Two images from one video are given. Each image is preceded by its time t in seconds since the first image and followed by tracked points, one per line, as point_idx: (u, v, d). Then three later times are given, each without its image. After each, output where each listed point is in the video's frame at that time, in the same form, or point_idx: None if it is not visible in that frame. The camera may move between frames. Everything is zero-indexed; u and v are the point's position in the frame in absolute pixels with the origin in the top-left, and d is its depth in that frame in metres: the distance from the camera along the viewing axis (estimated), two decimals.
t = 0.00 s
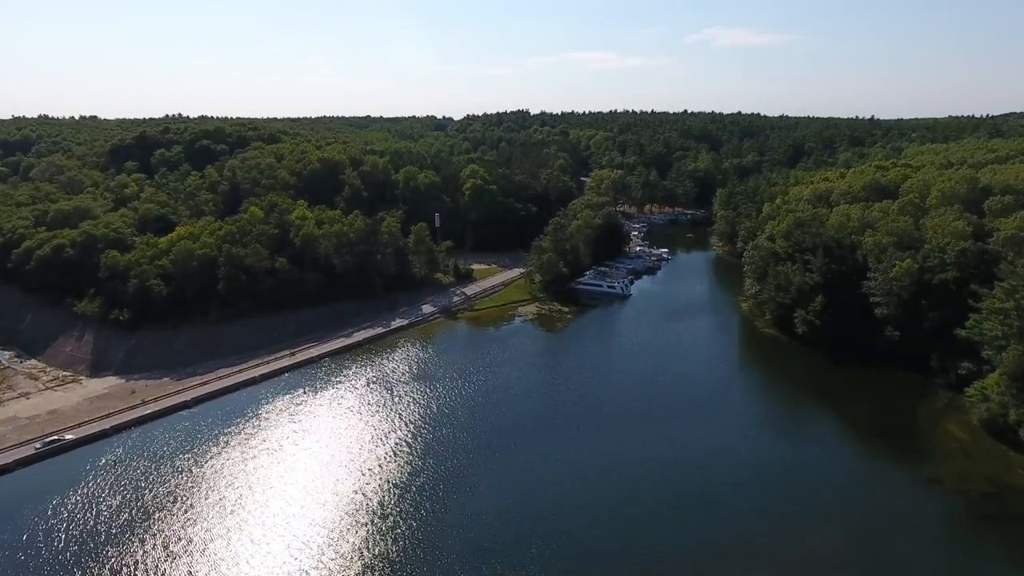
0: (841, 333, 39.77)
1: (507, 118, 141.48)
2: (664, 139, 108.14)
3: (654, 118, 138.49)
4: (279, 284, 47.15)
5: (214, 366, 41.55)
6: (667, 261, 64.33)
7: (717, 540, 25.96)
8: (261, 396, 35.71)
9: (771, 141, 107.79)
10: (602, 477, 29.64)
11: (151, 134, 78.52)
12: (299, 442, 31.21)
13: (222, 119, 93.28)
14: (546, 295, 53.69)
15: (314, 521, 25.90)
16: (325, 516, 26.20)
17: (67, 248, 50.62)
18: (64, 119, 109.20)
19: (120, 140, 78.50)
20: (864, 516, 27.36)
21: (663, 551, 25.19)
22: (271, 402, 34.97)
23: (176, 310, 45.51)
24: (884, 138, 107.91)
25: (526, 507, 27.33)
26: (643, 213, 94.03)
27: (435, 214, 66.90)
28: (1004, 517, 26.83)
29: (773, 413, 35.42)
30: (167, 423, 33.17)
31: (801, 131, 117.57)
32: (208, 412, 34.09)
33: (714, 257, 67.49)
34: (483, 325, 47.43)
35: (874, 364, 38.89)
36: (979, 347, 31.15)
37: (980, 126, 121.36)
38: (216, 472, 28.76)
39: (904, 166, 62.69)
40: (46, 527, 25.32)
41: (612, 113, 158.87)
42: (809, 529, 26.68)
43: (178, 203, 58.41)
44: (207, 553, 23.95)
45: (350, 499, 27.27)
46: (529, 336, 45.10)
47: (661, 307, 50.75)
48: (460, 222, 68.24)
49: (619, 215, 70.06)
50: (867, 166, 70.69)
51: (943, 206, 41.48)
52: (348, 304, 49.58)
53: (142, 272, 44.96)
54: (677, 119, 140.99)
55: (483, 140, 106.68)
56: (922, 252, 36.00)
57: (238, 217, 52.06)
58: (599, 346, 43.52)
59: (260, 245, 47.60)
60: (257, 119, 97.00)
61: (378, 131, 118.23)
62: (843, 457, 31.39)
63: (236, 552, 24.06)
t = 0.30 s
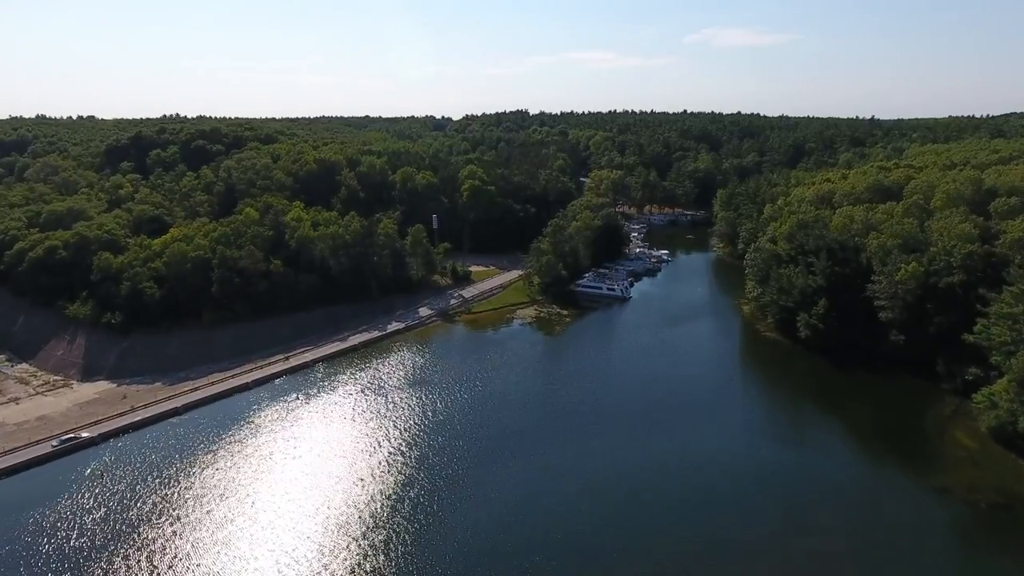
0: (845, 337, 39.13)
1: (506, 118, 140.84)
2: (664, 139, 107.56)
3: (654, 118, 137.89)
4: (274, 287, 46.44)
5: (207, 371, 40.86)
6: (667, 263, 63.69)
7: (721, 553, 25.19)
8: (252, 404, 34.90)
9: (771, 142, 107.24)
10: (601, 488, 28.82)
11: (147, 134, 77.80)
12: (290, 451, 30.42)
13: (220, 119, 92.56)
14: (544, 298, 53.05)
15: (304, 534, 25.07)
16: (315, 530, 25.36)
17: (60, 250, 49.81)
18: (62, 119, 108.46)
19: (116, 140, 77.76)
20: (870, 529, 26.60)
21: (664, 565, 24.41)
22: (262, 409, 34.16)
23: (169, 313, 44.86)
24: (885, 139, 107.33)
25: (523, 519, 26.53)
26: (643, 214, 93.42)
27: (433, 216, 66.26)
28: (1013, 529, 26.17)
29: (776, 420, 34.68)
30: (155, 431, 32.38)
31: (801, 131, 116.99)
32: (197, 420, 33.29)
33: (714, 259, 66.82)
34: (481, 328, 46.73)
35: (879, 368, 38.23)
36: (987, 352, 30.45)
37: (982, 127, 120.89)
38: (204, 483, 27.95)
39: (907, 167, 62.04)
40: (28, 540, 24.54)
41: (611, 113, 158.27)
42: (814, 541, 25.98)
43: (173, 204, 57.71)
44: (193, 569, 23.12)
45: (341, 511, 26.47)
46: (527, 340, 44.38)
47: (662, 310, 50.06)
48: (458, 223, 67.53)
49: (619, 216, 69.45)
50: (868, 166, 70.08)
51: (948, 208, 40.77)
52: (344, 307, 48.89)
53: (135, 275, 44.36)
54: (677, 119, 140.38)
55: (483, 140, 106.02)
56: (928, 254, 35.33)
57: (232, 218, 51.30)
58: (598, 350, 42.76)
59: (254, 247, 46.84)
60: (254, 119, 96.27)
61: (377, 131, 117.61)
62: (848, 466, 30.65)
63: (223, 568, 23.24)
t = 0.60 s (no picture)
0: (850, 341, 38.46)
1: (506, 118, 140.27)
2: (664, 139, 106.98)
3: (654, 119, 137.57)
4: (269, 290, 45.79)
5: (199, 376, 40.17)
6: (668, 265, 63.04)
7: (724, 567, 24.42)
8: (244, 411, 34.14)
9: (772, 142, 106.72)
10: (601, 499, 28.02)
11: (143, 134, 77.13)
12: (281, 462, 29.64)
13: (217, 119, 91.91)
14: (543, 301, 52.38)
15: (293, 549, 24.24)
16: (305, 545, 24.50)
17: (52, 252, 48.90)
18: (58, 119, 107.88)
19: (112, 140, 77.07)
20: (878, 541, 25.82)
21: None
22: (254, 418, 33.39)
23: (162, 317, 44.24)
24: (886, 139, 106.98)
25: (520, 532, 25.74)
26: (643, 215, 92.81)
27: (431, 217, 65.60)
28: None
29: (780, 427, 33.96)
30: (144, 439, 31.62)
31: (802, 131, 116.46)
32: (188, 427, 32.54)
33: (715, 260, 66.19)
34: (479, 332, 46.05)
35: (884, 373, 37.57)
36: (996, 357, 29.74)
37: (983, 127, 120.64)
38: (192, 495, 27.17)
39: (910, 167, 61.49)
40: (9, 555, 23.77)
41: (611, 113, 157.78)
42: (819, 553, 25.23)
43: (168, 206, 57.04)
44: None
45: (332, 524, 25.66)
46: (526, 344, 43.68)
47: (662, 313, 49.37)
48: (456, 224, 66.88)
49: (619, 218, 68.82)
50: (870, 167, 69.54)
51: (954, 209, 40.06)
52: (340, 310, 48.19)
53: (127, 277, 43.68)
54: (677, 119, 139.96)
55: (482, 141, 105.45)
56: (934, 257, 34.71)
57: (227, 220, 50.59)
58: (597, 355, 42.05)
59: (249, 249, 46.10)
60: (251, 118, 95.56)
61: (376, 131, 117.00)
62: (854, 476, 29.90)
63: None
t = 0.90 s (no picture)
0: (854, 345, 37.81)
1: (506, 118, 139.62)
2: (664, 139, 106.41)
3: (654, 119, 137.03)
4: (264, 292, 45.10)
5: (192, 380, 39.44)
6: (668, 266, 62.36)
7: None
8: (236, 418, 33.38)
9: (773, 142, 106.14)
10: (600, 509, 27.24)
11: (139, 135, 76.41)
12: (272, 472, 28.84)
13: (214, 119, 91.25)
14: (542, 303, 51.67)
15: (283, 565, 23.42)
16: (295, 559, 23.70)
17: (44, 254, 47.86)
18: (56, 119, 107.29)
19: (107, 140, 76.36)
20: (886, 552, 25.02)
21: None
22: (245, 425, 32.64)
23: (156, 320, 43.53)
24: (888, 139, 106.47)
25: (517, 545, 24.90)
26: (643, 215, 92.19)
27: (429, 218, 64.91)
28: None
29: (784, 433, 33.22)
30: (132, 447, 30.85)
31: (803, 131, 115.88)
32: (177, 435, 31.77)
33: (716, 262, 65.53)
34: (478, 335, 45.37)
35: (890, 378, 36.92)
36: (1006, 364, 29.06)
37: (985, 127, 120.27)
38: (179, 507, 26.38)
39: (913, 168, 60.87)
40: None
41: (611, 113, 157.26)
42: (826, 565, 24.44)
43: (163, 207, 56.33)
44: None
45: (323, 538, 24.84)
46: (525, 348, 42.91)
47: (663, 316, 48.64)
48: (454, 225, 66.16)
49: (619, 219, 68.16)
50: (872, 168, 68.95)
51: (960, 211, 39.41)
52: (336, 313, 47.45)
53: (120, 280, 42.98)
54: (677, 119, 140.28)
55: (481, 141, 104.86)
56: (941, 261, 34.02)
57: (222, 221, 49.87)
58: (597, 359, 41.31)
59: (243, 252, 45.38)
60: (248, 119, 94.82)
61: (375, 131, 116.40)
62: (862, 484, 29.16)
63: None
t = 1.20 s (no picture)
0: (856, 349, 37.21)
1: (503, 118, 138.96)
2: (662, 139, 105.94)
3: (651, 119, 137.16)
4: (256, 295, 44.32)
5: (182, 385, 38.70)
6: (667, 268, 61.76)
7: None
8: (225, 425, 32.62)
9: (771, 142, 105.75)
10: (597, 521, 26.45)
11: (132, 134, 75.63)
12: (261, 483, 28.08)
13: (209, 120, 90.51)
14: (539, 306, 51.01)
15: None
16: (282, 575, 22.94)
17: (34, 256, 46.82)
18: (49, 120, 106.46)
19: (100, 140, 75.56)
20: (891, 563, 24.37)
21: None
22: (234, 433, 31.90)
23: (146, 323, 42.72)
24: (886, 139, 106.12)
25: (511, 558, 24.15)
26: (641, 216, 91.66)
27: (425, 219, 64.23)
28: None
29: (786, 440, 32.52)
30: (118, 455, 30.08)
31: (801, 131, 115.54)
32: (165, 443, 31.03)
33: (715, 263, 64.88)
34: (474, 338, 44.66)
35: (893, 383, 36.29)
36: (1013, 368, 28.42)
37: (982, 127, 120.09)
38: (163, 519, 25.57)
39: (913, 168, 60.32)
40: None
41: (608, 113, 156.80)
42: None
43: (155, 208, 55.58)
44: None
45: (312, 552, 24.07)
46: (521, 352, 42.22)
47: (662, 319, 48.00)
48: (450, 227, 65.41)
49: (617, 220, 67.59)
50: (872, 168, 68.51)
51: (964, 212, 38.77)
52: (330, 316, 46.72)
53: (109, 282, 42.21)
54: (675, 119, 139.93)
55: (478, 141, 104.29)
56: (945, 264, 33.39)
57: (214, 222, 49.09)
58: (595, 363, 40.60)
59: (235, 254, 44.59)
60: (243, 119, 93.95)
61: (371, 131, 115.75)
62: (866, 493, 28.43)
63: None
